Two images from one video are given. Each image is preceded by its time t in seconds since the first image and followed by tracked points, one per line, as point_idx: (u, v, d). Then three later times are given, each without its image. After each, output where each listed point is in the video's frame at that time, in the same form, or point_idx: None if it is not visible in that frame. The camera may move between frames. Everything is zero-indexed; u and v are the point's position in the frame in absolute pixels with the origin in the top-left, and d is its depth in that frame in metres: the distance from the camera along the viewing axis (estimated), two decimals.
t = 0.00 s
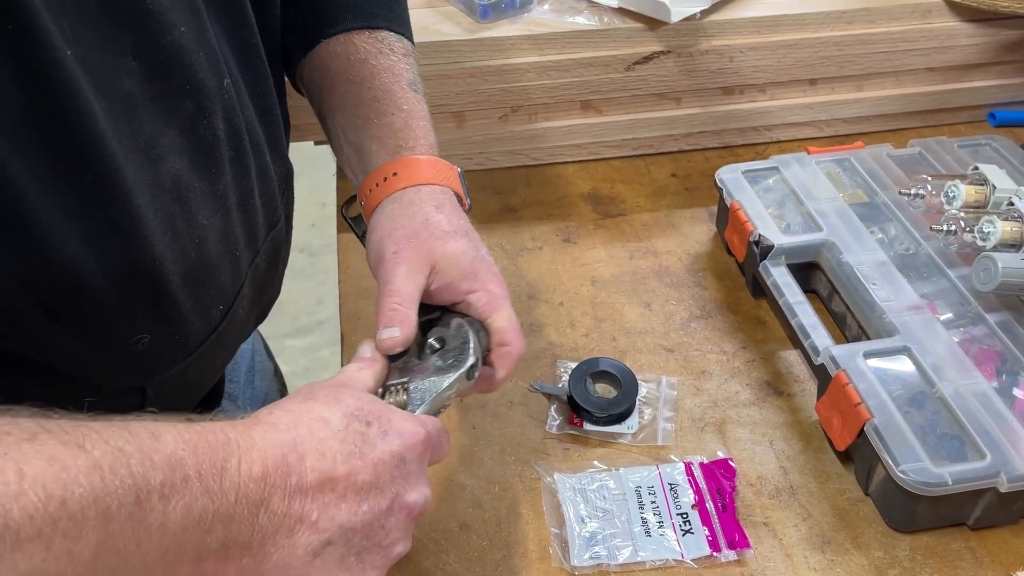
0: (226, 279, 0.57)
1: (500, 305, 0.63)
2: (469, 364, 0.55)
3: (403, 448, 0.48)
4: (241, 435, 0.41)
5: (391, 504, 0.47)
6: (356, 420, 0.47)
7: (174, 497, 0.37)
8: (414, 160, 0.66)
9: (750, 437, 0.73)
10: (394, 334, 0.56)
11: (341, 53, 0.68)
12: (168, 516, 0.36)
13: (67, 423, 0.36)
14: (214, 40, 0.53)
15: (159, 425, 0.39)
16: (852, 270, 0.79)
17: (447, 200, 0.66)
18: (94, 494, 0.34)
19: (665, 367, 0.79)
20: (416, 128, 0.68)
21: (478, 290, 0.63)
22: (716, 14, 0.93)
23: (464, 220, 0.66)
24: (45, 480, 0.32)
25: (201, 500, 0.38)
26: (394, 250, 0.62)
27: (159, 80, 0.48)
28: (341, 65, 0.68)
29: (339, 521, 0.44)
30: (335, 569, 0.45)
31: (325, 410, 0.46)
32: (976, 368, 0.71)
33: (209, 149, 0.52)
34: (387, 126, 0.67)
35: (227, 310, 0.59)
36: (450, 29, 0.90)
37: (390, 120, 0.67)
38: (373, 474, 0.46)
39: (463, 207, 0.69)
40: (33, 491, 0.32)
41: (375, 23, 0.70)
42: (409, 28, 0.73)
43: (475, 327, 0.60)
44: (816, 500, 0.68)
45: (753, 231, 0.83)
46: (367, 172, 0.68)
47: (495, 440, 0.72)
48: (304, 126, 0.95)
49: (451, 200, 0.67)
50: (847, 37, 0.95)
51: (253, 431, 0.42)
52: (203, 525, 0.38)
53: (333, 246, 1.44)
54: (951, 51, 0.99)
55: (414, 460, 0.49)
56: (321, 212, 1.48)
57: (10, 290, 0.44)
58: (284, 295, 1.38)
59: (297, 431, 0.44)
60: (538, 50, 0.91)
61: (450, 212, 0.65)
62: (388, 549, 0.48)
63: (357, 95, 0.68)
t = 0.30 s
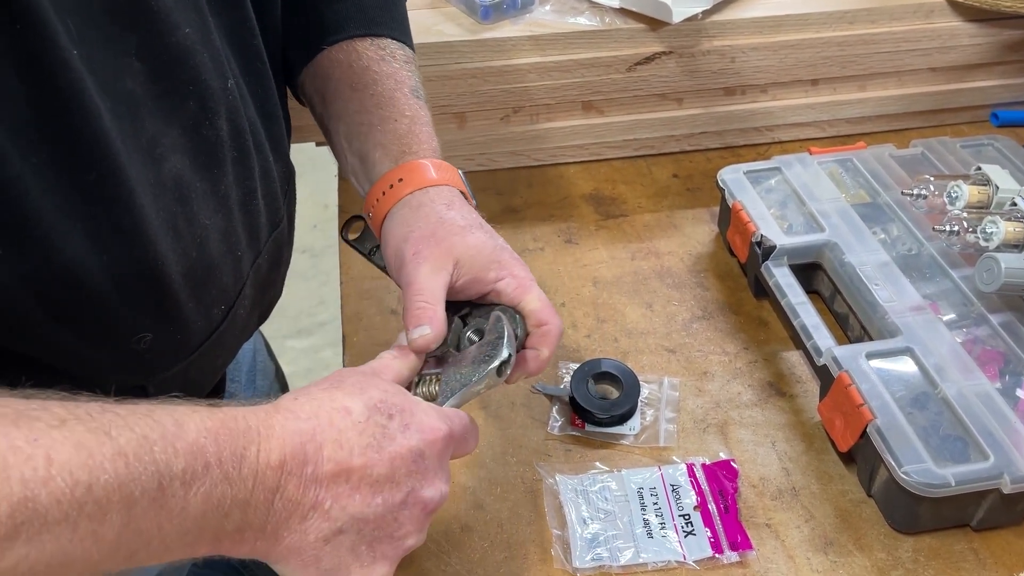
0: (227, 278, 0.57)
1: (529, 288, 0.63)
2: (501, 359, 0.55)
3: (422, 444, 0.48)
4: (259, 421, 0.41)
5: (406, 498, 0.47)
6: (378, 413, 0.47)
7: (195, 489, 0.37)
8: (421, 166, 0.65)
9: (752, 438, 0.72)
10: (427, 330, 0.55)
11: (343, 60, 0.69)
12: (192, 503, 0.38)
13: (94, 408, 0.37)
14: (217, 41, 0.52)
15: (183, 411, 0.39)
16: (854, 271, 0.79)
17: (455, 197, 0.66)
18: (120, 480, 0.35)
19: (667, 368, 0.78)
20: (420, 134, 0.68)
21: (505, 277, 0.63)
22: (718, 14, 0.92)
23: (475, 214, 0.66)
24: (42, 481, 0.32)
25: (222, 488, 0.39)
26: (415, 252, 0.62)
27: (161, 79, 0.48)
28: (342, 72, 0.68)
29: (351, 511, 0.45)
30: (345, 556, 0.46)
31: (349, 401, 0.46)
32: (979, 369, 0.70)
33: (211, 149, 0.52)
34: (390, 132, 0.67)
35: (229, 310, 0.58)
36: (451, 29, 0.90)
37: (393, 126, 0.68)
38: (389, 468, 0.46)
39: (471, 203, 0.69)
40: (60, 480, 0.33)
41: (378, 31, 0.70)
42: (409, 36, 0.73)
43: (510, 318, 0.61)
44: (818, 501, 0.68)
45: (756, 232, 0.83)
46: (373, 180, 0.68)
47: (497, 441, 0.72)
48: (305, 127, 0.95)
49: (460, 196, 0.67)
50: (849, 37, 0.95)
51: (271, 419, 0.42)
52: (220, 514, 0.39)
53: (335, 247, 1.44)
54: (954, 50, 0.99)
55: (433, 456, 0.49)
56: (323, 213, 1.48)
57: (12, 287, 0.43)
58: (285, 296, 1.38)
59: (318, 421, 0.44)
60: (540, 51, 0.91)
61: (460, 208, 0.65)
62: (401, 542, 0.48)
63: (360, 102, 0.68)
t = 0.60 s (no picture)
0: (226, 284, 0.57)
1: (556, 261, 0.63)
2: (537, 346, 0.55)
3: (443, 429, 0.48)
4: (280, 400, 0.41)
5: (423, 481, 0.47)
6: (402, 396, 0.46)
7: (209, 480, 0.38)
8: (419, 162, 0.65)
9: (752, 441, 0.72)
10: (464, 297, 0.55)
11: (341, 63, 0.69)
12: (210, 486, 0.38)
13: (122, 388, 0.37)
14: (218, 46, 0.52)
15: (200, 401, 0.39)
16: (854, 274, 0.79)
17: (462, 186, 0.66)
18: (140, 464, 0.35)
19: (667, 372, 0.78)
20: (422, 131, 0.68)
21: (531, 254, 0.63)
22: (718, 17, 0.92)
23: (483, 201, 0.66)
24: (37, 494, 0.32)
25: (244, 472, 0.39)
26: (436, 234, 0.61)
27: (163, 85, 0.48)
28: (340, 74, 0.68)
29: (371, 491, 0.45)
30: (362, 531, 0.47)
31: (373, 381, 0.46)
32: (979, 372, 0.70)
33: (213, 155, 0.52)
34: (393, 130, 0.67)
35: (227, 315, 0.58)
36: (451, 32, 0.90)
37: (394, 125, 0.67)
38: (409, 452, 0.46)
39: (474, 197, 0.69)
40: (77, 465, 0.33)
41: (375, 33, 0.70)
42: (406, 39, 0.73)
43: (550, 295, 0.60)
44: (817, 505, 0.67)
45: (755, 235, 0.83)
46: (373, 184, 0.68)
47: (496, 445, 0.72)
48: (305, 130, 0.95)
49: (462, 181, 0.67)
50: (849, 39, 0.95)
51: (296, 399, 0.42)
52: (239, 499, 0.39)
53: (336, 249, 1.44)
54: (954, 52, 0.99)
55: (454, 440, 0.49)
56: (323, 215, 1.48)
57: (13, 290, 0.44)
58: (286, 298, 1.38)
59: (342, 402, 0.44)
60: (539, 54, 0.91)
61: (469, 194, 0.65)
62: (417, 519, 0.49)
63: (360, 103, 0.68)
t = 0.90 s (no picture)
0: (231, 289, 0.57)
1: (566, 249, 0.63)
2: (552, 342, 0.55)
3: (444, 419, 0.49)
4: (288, 385, 0.42)
5: (419, 465, 0.49)
6: (406, 383, 0.47)
7: (214, 469, 0.39)
8: (415, 161, 0.66)
9: (752, 444, 0.72)
10: (492, 267, 0.55)
11: (336, 70, 0.69)
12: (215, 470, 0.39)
13: (138, 367, 0.38)
14: (225, 52, 0.53)
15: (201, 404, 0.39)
16: (855, 276, 0.79)
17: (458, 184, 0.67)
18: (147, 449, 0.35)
19: (668, 374, 0.78)
20: (418, 137, 0.68)
21: (541, 243, 0.63)
22: (719, 19, 0.92)
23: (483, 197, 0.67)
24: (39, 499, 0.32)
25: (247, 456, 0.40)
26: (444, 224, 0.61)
27: (172, 91, 0.48)
28: (334, 80, 0.69)
29: (366, 469, 0.46)
30: (356, 503, 0.48)
31: (378, 364, 0.46)
32: (980, 374, 0.70)
33: (221, 161, 0.52)
34: (388, 138, 0.67)
35: (232, 319, 0.59)
36: (452, 35, 0.90)
37: (390, 131, 0.67)
38: (408, 438, 0.47)
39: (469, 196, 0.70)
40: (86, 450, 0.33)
41: (369, 41, 0.70)
42: (399, 47, 0.73)
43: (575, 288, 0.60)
44: (818, 507, 0.67)
45: (756, 237, 0.83)
46: (368, 193, 0.68)
47: (497, 448, 0.72)
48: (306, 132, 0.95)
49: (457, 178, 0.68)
50: (850, 41, 0.95)
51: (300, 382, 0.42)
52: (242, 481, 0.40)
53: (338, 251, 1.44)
54: (955, 54, 0.99)
55: (453, 428, 0.50)
56: (325, 216, 1.48)
57: (21, 297, 0.44)
58: (287, 300, 1.38)
59: (348, 386, 0.44)
60: (540, 56, 0.91)
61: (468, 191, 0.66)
62: (410, 496, 0.50)
63: (355, 109, 0.68)
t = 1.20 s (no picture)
0: (239, 293, 0.57)
1: (567, 258, 0.63)
2: (552, 354, 0.55)
3: (448, 425, 0.49)
4: (295, 390, 0.42)
5: (423, 470, 0.49)
6: (411, 390, 0.47)
7: (223, 474, 0.38)
8: (412, 173, 0.66)
9: (754, 445, 0.73)
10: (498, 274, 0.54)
11: (339, 79, 0.69)
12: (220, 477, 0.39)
13: (146, 375, 0.37)
14: (235, 58, 0.52)
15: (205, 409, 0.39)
16: (857, 277, 0.79)
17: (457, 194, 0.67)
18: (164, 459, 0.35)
19: (670, 376, 0.78)
20: (419, 148, 0.68)
21: (542, 251, 0.62)
22: (721, 21, 0.92)
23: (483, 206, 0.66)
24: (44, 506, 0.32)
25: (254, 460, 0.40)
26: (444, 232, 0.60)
27: (185, 98, 0.48)
28: (338, 89, 0.69)
29: (371, 476, 0.46)
30: (361, 505, 0.48)
31: (384, 369, 0.46)
32: (982, 376, 0.70)
33: (231, 167, 0.52)
34: (389, 147, 0.67)
35: (239, 324, 0.59)
36: (454, 37, 0.90)
37: (392, 141, 0.67)
38: (413, 444, 0.47)
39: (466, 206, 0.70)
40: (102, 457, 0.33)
41: (373, 50, 0.70)
42: (402, 58, 0.73)
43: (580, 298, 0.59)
44: (820, 508, 0.68)
45: (758, 239, 0.83)
46: (368, 202, 0.68)
47: (499, 450, 0.73)
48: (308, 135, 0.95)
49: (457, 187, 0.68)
50: (851, 43, 0.95)
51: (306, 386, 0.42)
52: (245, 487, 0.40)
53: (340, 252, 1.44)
54: (957, 56, 0.99)
55: (458, 436, 0.50)
56: (326, 218, 1.49)
57: (32, 306, 0.44)
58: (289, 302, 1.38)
59: (353, 392, 0.44)
60: (542, 58, 0.91)
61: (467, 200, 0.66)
62: (413, 500, 0.51)
63: (356, 118, 0.68)
